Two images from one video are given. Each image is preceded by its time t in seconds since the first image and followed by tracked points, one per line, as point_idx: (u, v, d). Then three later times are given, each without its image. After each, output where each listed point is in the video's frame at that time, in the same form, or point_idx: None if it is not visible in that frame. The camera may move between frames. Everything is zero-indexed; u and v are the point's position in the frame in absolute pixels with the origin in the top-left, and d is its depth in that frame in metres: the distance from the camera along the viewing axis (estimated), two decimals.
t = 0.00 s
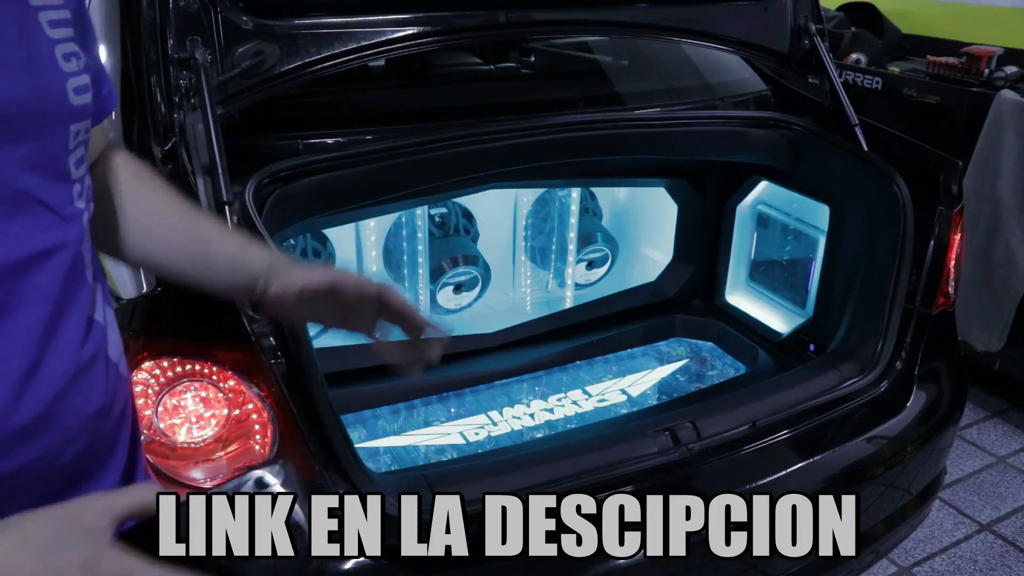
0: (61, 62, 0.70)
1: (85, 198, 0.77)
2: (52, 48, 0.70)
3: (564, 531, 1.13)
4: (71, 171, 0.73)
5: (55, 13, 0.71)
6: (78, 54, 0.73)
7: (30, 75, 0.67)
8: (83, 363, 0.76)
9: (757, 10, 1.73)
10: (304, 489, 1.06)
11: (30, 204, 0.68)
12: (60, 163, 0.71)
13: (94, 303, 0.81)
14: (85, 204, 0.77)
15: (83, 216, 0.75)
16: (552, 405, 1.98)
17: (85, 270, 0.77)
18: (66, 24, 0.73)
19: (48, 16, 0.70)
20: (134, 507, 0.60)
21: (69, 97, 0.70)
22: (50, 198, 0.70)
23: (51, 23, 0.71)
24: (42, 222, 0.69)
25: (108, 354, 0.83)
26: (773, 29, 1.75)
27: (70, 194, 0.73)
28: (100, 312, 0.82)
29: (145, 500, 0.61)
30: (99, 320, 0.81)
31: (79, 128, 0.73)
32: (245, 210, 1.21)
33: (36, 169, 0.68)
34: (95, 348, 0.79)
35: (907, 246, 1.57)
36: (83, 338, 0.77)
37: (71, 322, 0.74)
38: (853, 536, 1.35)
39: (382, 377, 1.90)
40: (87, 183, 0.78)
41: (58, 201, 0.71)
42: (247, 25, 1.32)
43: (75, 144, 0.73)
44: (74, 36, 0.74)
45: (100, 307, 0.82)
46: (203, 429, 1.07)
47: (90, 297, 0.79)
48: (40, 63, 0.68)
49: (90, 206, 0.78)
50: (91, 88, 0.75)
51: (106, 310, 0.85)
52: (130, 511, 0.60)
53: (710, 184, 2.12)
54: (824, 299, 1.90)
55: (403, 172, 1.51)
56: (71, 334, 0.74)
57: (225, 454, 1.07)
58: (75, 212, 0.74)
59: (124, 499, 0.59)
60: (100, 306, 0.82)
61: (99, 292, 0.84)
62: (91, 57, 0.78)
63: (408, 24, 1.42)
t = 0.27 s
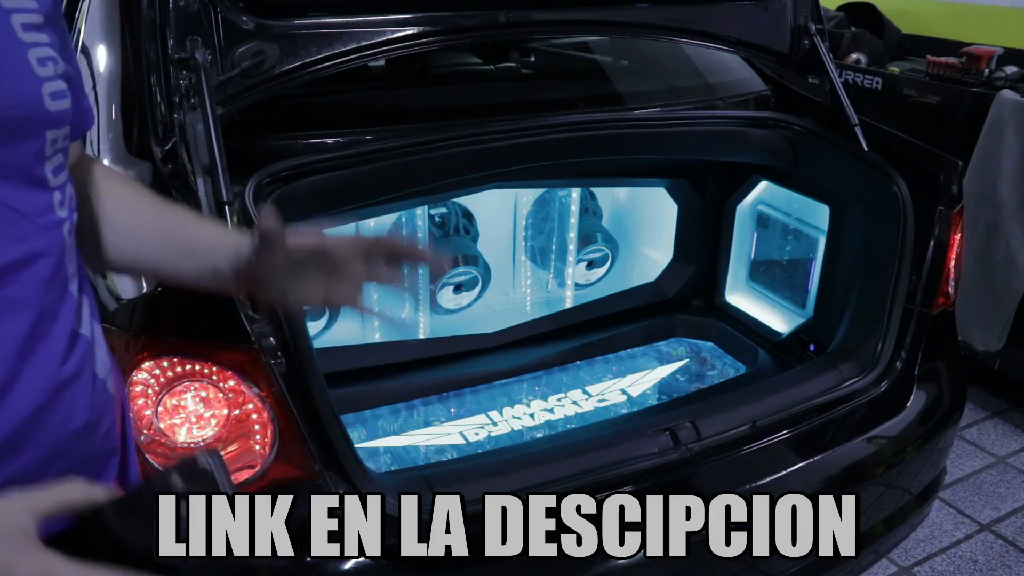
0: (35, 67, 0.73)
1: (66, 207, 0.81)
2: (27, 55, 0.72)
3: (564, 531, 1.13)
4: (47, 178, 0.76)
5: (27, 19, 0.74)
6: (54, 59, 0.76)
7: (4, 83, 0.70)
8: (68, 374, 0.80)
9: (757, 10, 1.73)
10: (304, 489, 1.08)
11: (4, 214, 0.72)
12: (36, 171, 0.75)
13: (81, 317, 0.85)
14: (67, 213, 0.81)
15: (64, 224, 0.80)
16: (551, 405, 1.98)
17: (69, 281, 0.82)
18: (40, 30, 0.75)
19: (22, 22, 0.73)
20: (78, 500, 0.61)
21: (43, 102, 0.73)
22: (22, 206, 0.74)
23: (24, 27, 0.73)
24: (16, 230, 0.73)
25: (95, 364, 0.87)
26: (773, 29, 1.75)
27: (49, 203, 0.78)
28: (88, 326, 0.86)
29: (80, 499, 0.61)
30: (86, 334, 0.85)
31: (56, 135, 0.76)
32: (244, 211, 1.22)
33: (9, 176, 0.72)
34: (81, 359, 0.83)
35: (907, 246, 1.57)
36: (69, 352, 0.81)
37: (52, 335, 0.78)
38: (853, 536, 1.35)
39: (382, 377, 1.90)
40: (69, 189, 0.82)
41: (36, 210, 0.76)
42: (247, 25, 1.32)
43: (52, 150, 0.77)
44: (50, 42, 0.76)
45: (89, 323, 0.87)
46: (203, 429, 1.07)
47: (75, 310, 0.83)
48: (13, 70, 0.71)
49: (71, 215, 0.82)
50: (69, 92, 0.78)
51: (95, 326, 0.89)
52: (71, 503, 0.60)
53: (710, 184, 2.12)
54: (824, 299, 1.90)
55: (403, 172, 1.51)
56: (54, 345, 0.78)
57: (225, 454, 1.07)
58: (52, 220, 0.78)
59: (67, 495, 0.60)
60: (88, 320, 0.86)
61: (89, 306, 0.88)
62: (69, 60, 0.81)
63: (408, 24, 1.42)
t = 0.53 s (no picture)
0: (22, 73, 0.73)
1: (49, 210, 0.80)
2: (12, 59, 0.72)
3: (564, 531, 1.13)
4: (32, 182, 0.76)
5: (15, 24, 0.74)
6: (38, 64, 0.76)
7: None
8: (48, 374, 0.80)
9: (757, 10, 1.73)
10: (304, 489, 1.07)
11: None
12: (20, 175, 0.74)
13: (61, 315, 0.85)
14: (49, 216, 0.80)
15: (46, 227, 0.79)
16: (552, 405, 1.98)
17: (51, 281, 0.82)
18: (27, 36, 0.76)
19: (10, 27, 0.73)
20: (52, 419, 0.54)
21: (28, 108, 0.73)
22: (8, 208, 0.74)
23: (12, 33, 0.73)
24: (5, 234, 0.73)
25: (75, 364, 0.87)
26: (773, 29, 1.75)
27: (31, 206, 0.77)
28: (68, 324, 0.87)
29: (59, 417, 0.55)
30: (66, 331, 0.85)
31: (41, 140, 0.76)
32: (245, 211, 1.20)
33: None
34: (63, 357, 0.83)
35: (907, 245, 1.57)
36: (50, 350, 0.81)
37: (33, 335, 0.78)
38: (853, 536, 1.35)
39: (383, 377, 1.90)
40: (53, 193, 0.81)
41: (19, 213, 0.75)
42: (247, 25, 1.32)
43: (36, 155, 0.76)
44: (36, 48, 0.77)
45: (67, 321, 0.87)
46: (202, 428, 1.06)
47: (55, 309, 0.83)
48: None
49: (54, 218, 0.82)
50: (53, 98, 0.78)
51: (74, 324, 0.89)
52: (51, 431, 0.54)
53: (710, 184, 2.12)
54: (824, 299, 1.90)
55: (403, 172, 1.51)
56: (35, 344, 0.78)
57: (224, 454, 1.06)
58: (37, 222, 0.77)
59: (44, 416, 0.54)
60: (67, 318, 0.87)
61: (68, 305, 0.88)
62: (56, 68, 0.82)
63: (408, 24, 1.42)
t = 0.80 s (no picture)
0: (39, 91, 0.76)
1: (43, 215, 0.82)
2: (34, 77, 0.75)
3: (564, 531, 1.13)
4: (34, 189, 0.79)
5: (38, 43, 0.77)
6: (55, 83, 0.79)
7: (12, 103, 0.73)
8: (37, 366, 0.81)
9: (757, 10, 1.73)
10: (304, 489, 1.07)
11: None
12: (25, 184, 0.77)
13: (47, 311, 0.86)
14: (43, 220, 0.82)
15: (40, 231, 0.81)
16: (551, 405, 1.98)
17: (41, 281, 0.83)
18: (47, 54, 0.79)
19: (33, 46, 0.76)
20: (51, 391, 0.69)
21: (41, 125, 0.76)
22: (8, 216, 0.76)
23: (35, 52, 0.76)
24: None
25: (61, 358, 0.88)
26: (773, 29, 1.75)
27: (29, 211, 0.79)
28: (55, 319, 0.88)
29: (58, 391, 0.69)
30: (53, 325, 0.87)
31: (44, 153, 0.79)
32: (244, 209, 1.22)
33: None
34: (48, 353, 0.84)
35: (907, 245, 1.57)
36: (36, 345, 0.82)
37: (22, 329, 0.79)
38: (853, 536, 1.35)
39: (383, 377, 1.90)
40: (47, 200, 0.84)
41: (18, 217, 0.77)
42: (247, 25, 1.31)
43: (38, 165, 0.79)
44: (54, 66, 0.80)
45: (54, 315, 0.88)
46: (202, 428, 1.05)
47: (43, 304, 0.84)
48: (21, 91, 0.74)
49: (47, 220, 0.84)
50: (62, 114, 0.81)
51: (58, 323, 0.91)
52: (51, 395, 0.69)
53: (711, 184, 2.12)
54: (824, 299, 1.90)
55: (402, 172, 1.51)
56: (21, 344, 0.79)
57: (225, 454, 1.06)
58: (33, 227, 0.79)
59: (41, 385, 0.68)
60: (54, 315, 0.88)
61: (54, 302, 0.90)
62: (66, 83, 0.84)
63: (408, 24, 1.42)
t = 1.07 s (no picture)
0: (44, 85, 0.77)
1: (51, 203, 0.84)
2: (38, 72, 0.77)
3: (564, 531, 1.13)
4: (40, 178, 0.80)
5: (45, 38, 0.78)
6: (61, 76, 0.80)
7: (16, 97, 0.74)
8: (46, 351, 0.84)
9: (757, 10, 1.73)
10: (304, 489, 1.07)
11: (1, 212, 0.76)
12: (32, 174, 0.79)
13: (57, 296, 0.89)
14: (50, 208, 0.84)
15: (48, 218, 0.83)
16: (551, 405, 1.98)
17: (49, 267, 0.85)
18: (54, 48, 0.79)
19: (40, 40, 0.77)
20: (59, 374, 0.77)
21: (46, 117, 0.78)
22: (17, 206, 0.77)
23: (41, 47, 0.77)
24: (8, 226, 0.77)
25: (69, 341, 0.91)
26: (773, 29, 1.75)
27: (37, 200, 0.81)
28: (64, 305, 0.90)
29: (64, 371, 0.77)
30: (62, 310, 0.89)
31: (51, 143, 0.80)
32: (244, 209, 1.22)
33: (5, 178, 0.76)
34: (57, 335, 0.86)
35: (907, 245, 1.57)
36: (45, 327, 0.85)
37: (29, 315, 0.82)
38: (853, 536, 1.35)
39: (382, 377, 1.90)
40: (56, 188, 0.85)
41: (27, 206, 0.79)
42: (247, 25, 1.31)
43: (44, 155, 0.81)
44: (61, 59, 0.81)
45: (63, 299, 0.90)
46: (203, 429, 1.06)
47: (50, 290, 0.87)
48: (24, 85, 0.75)
49: (55, 208, 0.85)
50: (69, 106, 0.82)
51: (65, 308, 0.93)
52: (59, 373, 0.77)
53: (711, 184, 2.12)
54: (824, 299, 1.90)
55: (402, 172, 1.51)
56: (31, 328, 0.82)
57: (225, 454, 1.06)
58: (41, 215, 0.81)
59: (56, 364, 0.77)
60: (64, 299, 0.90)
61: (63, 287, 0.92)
62: (74, 74, 0.86)
63: (408, 24, 1.42)
